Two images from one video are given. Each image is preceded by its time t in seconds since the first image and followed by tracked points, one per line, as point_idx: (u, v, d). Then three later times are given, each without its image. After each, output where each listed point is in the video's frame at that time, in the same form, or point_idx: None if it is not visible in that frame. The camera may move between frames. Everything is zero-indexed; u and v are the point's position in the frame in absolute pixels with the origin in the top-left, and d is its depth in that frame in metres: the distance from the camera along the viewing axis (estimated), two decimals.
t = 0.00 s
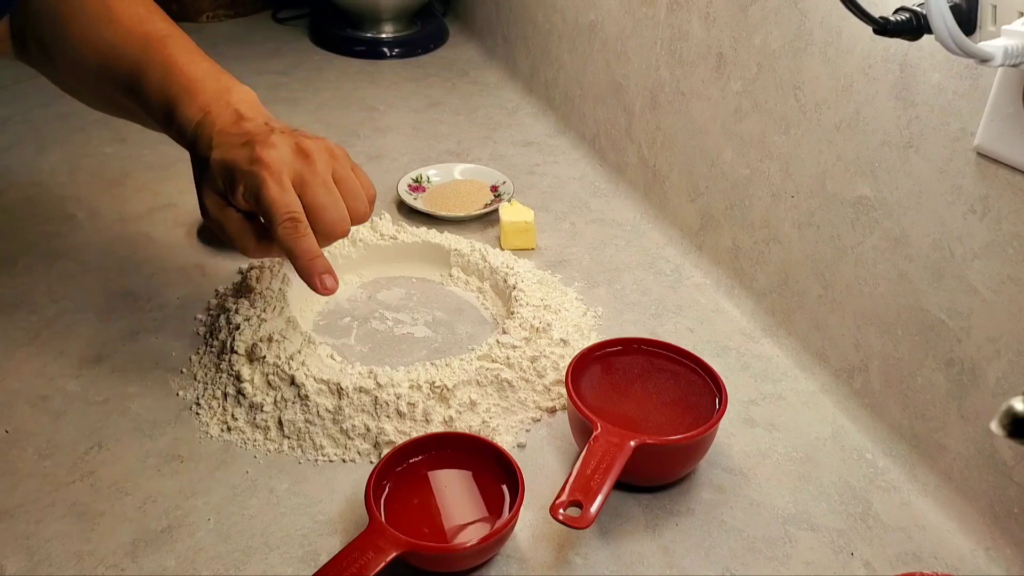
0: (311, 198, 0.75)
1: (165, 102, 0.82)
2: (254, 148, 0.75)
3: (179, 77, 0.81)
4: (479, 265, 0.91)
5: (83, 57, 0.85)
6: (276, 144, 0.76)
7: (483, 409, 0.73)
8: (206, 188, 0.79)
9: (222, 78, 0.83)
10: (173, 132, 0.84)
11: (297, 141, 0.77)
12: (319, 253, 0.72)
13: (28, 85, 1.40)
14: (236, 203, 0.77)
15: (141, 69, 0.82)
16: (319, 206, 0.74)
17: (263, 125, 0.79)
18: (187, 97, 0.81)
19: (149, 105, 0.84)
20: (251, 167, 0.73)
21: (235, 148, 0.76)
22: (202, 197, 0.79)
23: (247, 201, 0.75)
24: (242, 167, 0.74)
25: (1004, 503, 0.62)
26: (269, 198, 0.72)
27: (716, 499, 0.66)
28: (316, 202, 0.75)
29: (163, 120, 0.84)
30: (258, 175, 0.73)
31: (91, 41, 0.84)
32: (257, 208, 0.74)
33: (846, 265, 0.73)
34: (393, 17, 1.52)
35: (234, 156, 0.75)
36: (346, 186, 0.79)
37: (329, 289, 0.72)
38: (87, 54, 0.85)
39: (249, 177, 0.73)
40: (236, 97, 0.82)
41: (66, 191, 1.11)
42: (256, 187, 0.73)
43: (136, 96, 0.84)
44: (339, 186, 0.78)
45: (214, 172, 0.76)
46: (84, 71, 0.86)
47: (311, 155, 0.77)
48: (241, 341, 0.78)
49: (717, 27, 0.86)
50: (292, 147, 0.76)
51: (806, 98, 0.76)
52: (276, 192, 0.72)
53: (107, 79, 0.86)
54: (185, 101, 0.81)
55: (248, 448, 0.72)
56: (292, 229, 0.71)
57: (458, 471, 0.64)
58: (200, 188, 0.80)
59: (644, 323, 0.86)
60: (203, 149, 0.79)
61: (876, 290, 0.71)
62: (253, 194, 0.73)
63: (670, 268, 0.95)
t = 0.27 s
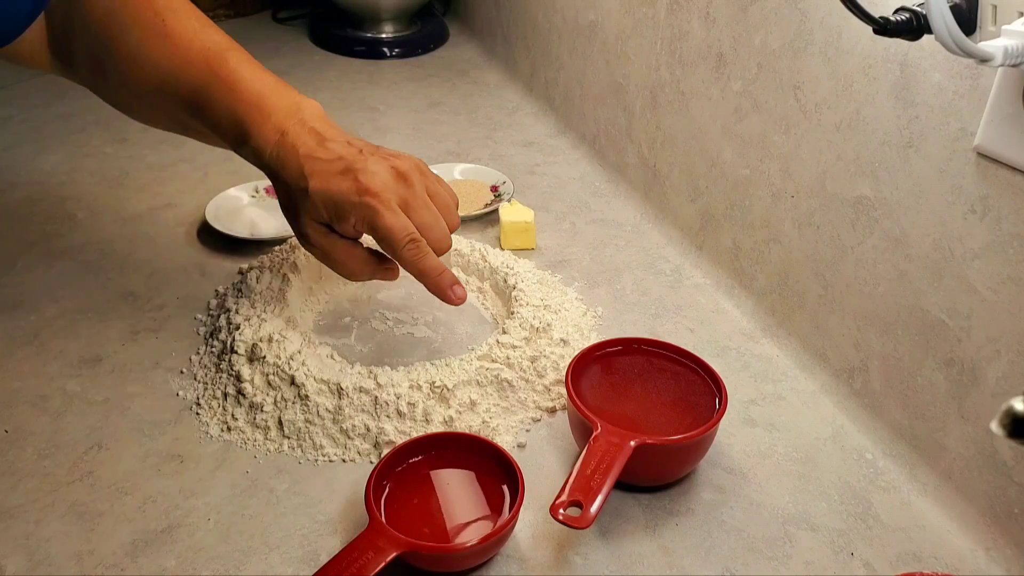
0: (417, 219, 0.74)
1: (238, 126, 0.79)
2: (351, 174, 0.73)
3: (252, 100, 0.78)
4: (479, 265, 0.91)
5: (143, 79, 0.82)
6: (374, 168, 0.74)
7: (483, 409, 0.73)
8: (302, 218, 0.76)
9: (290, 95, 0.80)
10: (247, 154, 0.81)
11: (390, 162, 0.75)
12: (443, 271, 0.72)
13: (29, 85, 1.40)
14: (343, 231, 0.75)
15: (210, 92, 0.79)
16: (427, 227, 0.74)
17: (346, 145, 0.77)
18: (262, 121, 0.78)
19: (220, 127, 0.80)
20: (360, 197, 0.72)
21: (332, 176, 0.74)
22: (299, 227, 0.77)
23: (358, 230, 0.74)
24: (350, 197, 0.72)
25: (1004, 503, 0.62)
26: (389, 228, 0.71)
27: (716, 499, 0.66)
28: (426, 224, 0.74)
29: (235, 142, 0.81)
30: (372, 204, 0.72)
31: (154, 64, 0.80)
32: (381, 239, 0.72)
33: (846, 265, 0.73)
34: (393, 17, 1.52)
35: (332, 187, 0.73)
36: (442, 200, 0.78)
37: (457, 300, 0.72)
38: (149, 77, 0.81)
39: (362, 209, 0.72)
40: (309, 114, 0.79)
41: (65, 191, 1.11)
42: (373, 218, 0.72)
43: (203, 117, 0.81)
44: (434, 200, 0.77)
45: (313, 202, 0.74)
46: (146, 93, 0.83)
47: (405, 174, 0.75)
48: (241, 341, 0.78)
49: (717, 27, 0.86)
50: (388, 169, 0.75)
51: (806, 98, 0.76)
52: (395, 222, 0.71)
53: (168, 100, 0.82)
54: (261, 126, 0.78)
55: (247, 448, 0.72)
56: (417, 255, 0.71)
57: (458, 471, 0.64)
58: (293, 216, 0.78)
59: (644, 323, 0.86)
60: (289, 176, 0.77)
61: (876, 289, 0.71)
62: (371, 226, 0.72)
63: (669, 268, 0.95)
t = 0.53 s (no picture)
0: (463, 180, 0.79)
1: (277, 114, 0.78)
2: (403, 142, 0.76)
3: (290, 86, 0.77)
4: (479, 265, 0.90)
5: (170, 74, 0.78)
6: (422, 137, 0.77)
7: (483, 409, 0.73)
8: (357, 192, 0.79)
9: (320, 77, 0.80)
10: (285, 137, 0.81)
11: (434, 130, 0.79)
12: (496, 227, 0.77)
13: (29, 85, 1.40)
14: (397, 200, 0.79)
15: (244, 82, 0.77)
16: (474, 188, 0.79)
17: (386, 117, 0.79)
18: (302, 106, 0.77)
19: (257, 116, 0.79)
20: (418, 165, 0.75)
21: (385, 148, 0.76)
22: (352, 201, 0.80)
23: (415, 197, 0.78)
24: (407, 166, 0.75)
25: (1004, 503, 0.62)
26: (450, 192, 0.75)
27: (716, 499, 0.66)
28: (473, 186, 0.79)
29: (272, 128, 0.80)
30: (430, 170, 0.75)
31: (184, 58, 0.77)
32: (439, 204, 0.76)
33: (846, 265, 0.73)
34: (393, 17, 1.52)
35: (388, 158, 0.76)
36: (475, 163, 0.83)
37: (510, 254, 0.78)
38: (178, 71, 0.77)
39: (421, 177, 0.75)
40: (342, 91, 0.80)
41: (65, 191, 1.11)
42: (432, 184, 0.75)
43: (238, 107, 0.79)
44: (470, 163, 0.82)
45: (368, 175, 0.77)
46: (174, 88, 0.79)
47: (447, 140, 0.79)
48: (241, 341, 0.78)
49: (717, 27, 0.86)
50: (433, 137, 0.78)
51: (806, 98, 0.76)
52: (453, 185, 0.75)
53: (198, 93, 0.79)
54: (303, 109, 0.78)
55: (248, 448, 0.72)
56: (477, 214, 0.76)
57: (458, 471, 0.64)
58: (344, 191, 0.80)
59: (644, 323, 0.86)
60: (337, 153, 0.78)
61: (876, 290, 0.71)
62: (429, 193, 0.76)
63: (669, 268, 0.95)
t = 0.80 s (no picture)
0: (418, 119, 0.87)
1: (246, 75, 0.86)
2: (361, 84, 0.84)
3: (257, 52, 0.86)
4: (479, 265, 0.91)
5: (146, 47, 0.86)
6: (379, 80, 0.86)
7: (483, 409, 0.73)
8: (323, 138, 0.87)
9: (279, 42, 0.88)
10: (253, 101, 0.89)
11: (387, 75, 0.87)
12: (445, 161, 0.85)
13: (29, 85, 1.40)
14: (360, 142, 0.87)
15: (215, 49, 0.85)
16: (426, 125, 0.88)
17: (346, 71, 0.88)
18: (267, 65, 0.86)
19: (229, 81, 0.87)
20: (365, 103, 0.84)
21: (345, 91, 0.84)
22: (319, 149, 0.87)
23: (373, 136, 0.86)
24: (364, 103, 0.84)
25: (1004, 503, 0.62)
26: (402, 123, 0.84)
27: (716, 499, 0.66)
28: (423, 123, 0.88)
29: (243, 92, 0.88)
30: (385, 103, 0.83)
31: (156, 30, 0.84)
32: (392, 138, 0.84)
33: (846, 265, 0.73)
34: (393, 17, 1.52)
35: (346, 99, 0.84)
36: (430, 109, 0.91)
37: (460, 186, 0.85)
38: (155, 42, 0.85)
39: (375, 109, 0.83)
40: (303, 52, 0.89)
41: (65, 191, 1.11)
42: (385, 117, 0.83)
43: (211, 75, 0.87)
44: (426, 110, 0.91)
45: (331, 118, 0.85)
46: (150, 62, 0.87)
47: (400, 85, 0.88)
48: (241, 341, 0.78)
49: (717, 27, 0.86)
50: (389, 81, 0.86)
51: (806, 98, 0.76)
52: (404, 117, 0.84)
53: (174, 64, 0.87)
54: (267, 65, 0.86)
55: (248, 449, 0.72)
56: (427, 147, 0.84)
57: (458, 471, 0.64)
58: (312, 143, 0.88)
59: (644, 323, 0.86)
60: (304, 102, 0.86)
61: (876, 290, 0.71)
62: (384, 126, 0.84)
63: (670, 269, 0.95)
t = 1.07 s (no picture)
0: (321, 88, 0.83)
1: (155, 47, 0.85)
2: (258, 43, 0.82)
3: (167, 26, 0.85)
4: (479, 265, 0.91)
5: (65, 27, 0.87)
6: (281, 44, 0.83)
7: (483, 409, 0.73)
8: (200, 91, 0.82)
9: (202, 25, 0.88)
10: (163, 73, 0.87)
11: (296, 44, 0.85)
12: (341, 122, 0.80)
13: (29, 85, 1.40)
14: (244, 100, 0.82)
15: (129, 22, 0.85)
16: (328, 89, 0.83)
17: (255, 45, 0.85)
18: (178, 38, 0.85)
19: (138, 52, 0.86)
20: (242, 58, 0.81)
21: (237, 50, 0.82)
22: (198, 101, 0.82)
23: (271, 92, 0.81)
24: (254, 58, 0.80)
25: (1004, 503, 0.62)
26: (286, 78, 0.80)
27: (716, 499, 0.67)
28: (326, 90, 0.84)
29: (153, 69, 0.87)
30: (269, 59, 0.80)
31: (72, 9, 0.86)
32: (268, 84, 0.81)
33: (846, 265, 0.73)
34: (393, 17, 1.52)
35: (237, 56, 0.81)
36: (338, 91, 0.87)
37: (353, 146, 0.79)
38: (69, 21, 0.86)
39: (263, 64, 0.80)
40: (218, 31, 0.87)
41: (65, 191, 1.11)
42: (273, 69, 0.80)
43: (123, 48, 0.86)
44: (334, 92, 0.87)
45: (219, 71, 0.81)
46: (70, 41, 0.88)
47: (308, 54, 0.85)
48: (241, 341, 0.78)
49: (717, 27, 0.86)
50: (292, 46, 0.84)
51: (806, 98, 0.76)
52: (295, 76, 0.80)
53: (91, 41, 0.87)
54: (181, 36, 0.85)
55: (248, 448, 0.72)
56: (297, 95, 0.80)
57: (458, 471, 0.64)
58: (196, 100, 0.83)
59: (644, 323, 0.86)
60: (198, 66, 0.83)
61: (876, 289, 0.71)
62: (274, 83, 0.80)
63: (669, 268, 0.95)
